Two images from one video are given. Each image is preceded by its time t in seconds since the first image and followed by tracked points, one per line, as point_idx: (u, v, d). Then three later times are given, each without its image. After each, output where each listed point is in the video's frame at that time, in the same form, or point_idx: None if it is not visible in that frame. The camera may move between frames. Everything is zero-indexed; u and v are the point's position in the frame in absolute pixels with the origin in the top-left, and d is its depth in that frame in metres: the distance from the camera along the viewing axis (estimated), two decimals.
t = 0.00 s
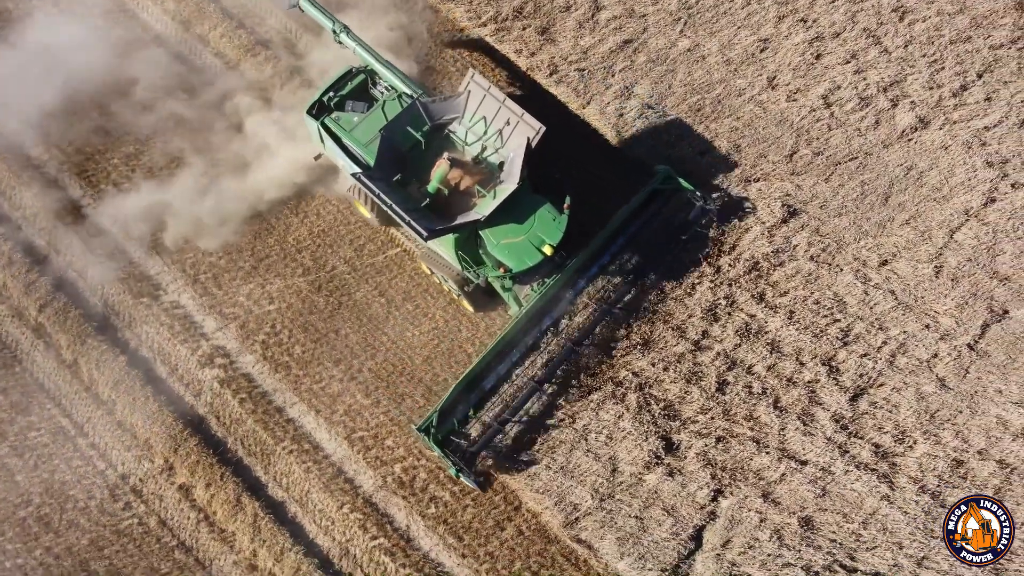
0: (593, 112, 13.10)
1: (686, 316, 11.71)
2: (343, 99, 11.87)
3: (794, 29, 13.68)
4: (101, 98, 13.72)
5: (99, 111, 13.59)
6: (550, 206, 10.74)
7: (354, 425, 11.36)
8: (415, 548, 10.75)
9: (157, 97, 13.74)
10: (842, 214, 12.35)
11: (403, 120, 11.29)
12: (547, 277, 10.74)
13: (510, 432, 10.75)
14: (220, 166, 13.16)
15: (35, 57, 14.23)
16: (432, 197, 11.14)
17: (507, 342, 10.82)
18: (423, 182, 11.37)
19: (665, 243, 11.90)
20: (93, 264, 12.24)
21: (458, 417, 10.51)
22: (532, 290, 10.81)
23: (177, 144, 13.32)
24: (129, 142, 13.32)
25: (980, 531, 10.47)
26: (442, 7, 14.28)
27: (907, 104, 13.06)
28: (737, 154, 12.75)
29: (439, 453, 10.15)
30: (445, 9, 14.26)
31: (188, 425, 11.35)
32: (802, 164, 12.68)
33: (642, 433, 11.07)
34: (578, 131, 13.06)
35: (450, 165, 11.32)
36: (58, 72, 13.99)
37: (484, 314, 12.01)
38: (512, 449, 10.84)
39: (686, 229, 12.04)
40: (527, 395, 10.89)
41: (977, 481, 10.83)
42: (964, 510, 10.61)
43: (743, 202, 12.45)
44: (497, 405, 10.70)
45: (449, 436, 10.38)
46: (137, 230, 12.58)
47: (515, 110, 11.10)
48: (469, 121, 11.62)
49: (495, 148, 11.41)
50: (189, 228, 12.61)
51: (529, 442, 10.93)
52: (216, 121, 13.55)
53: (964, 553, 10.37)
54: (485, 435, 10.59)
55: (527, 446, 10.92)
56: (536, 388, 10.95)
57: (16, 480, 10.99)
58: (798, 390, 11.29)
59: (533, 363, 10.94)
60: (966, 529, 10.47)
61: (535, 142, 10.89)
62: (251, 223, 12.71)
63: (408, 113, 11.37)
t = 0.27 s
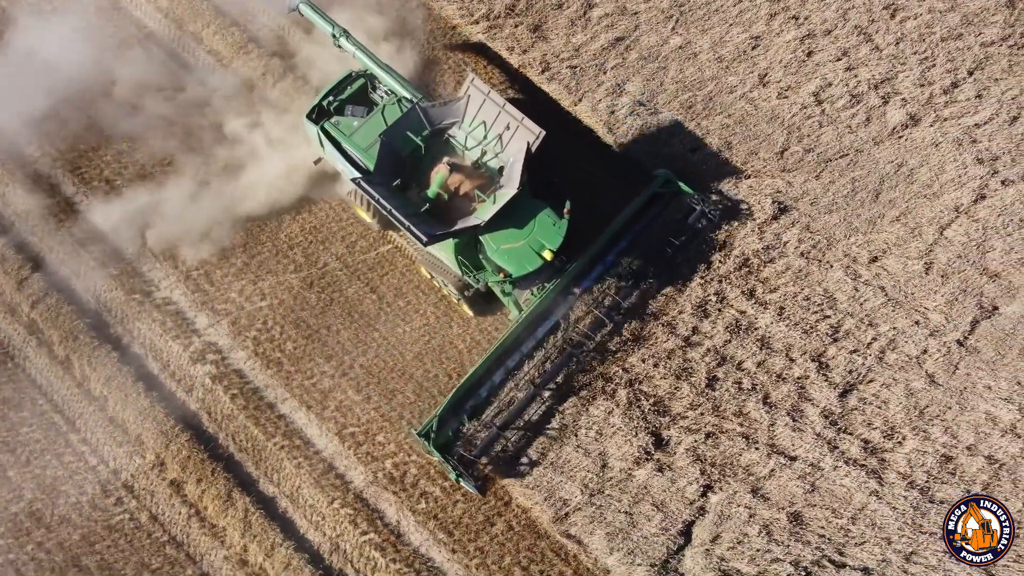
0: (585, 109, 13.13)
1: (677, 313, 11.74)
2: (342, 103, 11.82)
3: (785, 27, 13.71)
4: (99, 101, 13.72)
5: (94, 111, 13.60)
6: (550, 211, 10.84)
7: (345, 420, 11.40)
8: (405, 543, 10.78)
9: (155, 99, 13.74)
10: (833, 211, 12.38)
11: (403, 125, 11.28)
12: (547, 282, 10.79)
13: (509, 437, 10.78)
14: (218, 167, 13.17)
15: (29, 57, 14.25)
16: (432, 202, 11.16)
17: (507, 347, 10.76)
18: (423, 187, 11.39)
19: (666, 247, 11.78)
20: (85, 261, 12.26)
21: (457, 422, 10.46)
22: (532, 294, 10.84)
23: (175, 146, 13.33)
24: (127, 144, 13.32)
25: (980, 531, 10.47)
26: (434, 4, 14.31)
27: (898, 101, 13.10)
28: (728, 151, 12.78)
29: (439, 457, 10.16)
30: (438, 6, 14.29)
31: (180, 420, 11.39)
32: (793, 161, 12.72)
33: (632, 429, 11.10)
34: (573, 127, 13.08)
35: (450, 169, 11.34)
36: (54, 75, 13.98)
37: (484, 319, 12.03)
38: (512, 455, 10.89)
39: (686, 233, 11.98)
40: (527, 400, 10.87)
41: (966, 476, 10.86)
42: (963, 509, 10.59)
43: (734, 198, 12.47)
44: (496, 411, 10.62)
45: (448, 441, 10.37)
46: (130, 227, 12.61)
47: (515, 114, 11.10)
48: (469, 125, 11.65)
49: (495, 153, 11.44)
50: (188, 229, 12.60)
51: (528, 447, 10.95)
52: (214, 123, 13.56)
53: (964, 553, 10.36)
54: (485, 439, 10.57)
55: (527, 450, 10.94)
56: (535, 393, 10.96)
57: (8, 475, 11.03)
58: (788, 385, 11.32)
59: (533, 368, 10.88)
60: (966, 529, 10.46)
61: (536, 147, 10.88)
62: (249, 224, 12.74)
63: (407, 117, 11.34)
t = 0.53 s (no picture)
0: (576, 107, 13.17)
1: (666, 309, 11.77)
2: (342, 108, 12.00)
3: (776, 25, 13.75)
4: (94, 103, 13.70)
5: (86, 109, 13.62)
6: (549, 216, 10.85)
7: (336, 416, 11.43)
8: (394, 539, 10.81)
9: (151, 101, 13.75)
10: (822, 208, 12.42)
11: (402, 130, 11.34)
12: (546, 287, 10.85)
13: (508, 442, 10.83)
14: (216, 169, 13.19)
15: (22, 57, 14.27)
16: (430, 207, 11.19)
17: (506, 352, 10.88)
18: (422, 192, 11.39)
19: (664, 252, 11.92)
20: (76, 257, 12.29)
21: (457, 427, 10.55)
22: (531, 299, 10.90)
23: (171, 148, 13.33)
24: (124, 146, 13.31)
25: (979, 531, 10.47)
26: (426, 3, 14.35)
27: (888, 99, 13.13)
28: (718, 149, 12.81)
29: (439, 462, 10.24)
30: (430, 5, 14.35)
31: (171, 416, 11.41)
32: (783, 158, 12.75)
33: (621, 425, 11.13)
34: (563, 126, 13.06)
35: (449, 174, 11.35)
36: (49, 78, 13.96)
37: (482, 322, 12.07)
38: (512, 461, 10.87)
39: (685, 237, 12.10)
40: (527, 405, 10.93)
41: (954, 472, 10.89)
42: (961, 510, 10.60)
43: (724, 195, 12.50)
44: (495, 415, 10.75)
45: (448, 446, 10.45)
46: (121, 223, 12.63)
47: (514, 119, 11.13)
48: (468, 130, 11.67)
49: (495, 157, 11.40)
50: (184, 229, 12.63)
51: (527, 452, 10.94)
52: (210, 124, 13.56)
53: (963, 553, 10.33)
54: (485, 444, 10.64)
55: (526, 455, 10.93)
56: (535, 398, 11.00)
57: None
58: (777, 382, 11.36)
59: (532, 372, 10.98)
60: (964, 529, 10.46)
61: (534, 152, 10.96)
62: (248, 224, 12.76)
63: (407, 122, 11.37)
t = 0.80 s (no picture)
0: (567, 105, 13.20)
1: (657, 306, 11.78)
2: (340, 112, 11.92)
3: (768, 22, 13.77)
4: (92, 104, 13.68)
5: (79, 107, 13.64)
6: (548, 221, 10.89)
7: (327, 413, 11.46)
8: (384, 535, 10.84)
9: (148, 101, 13.74)
10: (813, 206, 12.44)
11: (400, 134, 11.34)
12: (545, 291, 10.88)
13: (507, 447, 10.75)
14: (215, 168, 13.22)
15: (15, 55, 14.31)
16: (429, 212, 11.20)
17: (505, 357, 10.88)
18: (421, 196, 11.36)
19: (664, 256, 11.86)
20: (69, 255, 12.33)
21: (455, 431, 10.57)
22: (530, 303, 10.93)
23: (170, 148, 13.35)
24: (122, 146, 13.29)
25: (981, 531, 10.49)
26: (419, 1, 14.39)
27: (880, 97, 13.16)
28: (709, 146, 12.84)
29: (438, 466, 10.20)
30: (423, 3, 14.40)
31: (162, 413, 11.44)
32: (774, 156, 12.77)
33: (610, 422, 11.14)
34: (555, 122, 13.20)
35: (448, 179, 11.26)
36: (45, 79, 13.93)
37: (482, 326, 12.02)
38: (510, 466, 10.87)
39: (685, 241, 12.01)
40: (526, 410, 10.85)
41: (942, 469, 10.92)
42: (963, 509, 10.61)
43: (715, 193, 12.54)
44: (494, 420, 10.68)
45: (446, 450, 10.46)
46: (114, 220, 12.66)
47: (512, 123, 11.01)
48: (467, 134, 11.57)
49: (493, 162, 11.30)
50: (177, 225, 12.67)
51: (525, 458, 10.91)
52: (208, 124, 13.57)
53: (964, 553, 10.39)
54: (484, 449, 10.57)
55: (524, 461, 10.90)
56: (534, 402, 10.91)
57: None
58: (766, 378, 11.38)
59: (531, 377, 10.91)
60: (966, 529, 10.49)
61: (532, 157, 10.85)
62: (248, 223, 12.76)
63: (405, 126, 11.37)
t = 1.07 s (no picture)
0: (557, 103, 13.23)
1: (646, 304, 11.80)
2: (338, 117, 12.00)
3: (757, 20, 13.80)
4: (89, 107, 13.66)
5: (70, 105, 13.67)
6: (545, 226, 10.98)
7: (316, 409, 11.49)
8: (372, 531, 10.86)
9: (146, 104, 13.73)
10: (802, 203, 12.47)
11: (398, 139, 11.35)
12: (543, 296, 10.82)
13: (504, 453, 10.71)
14: (213, 170, 13.24)
15: (7, 54, 14.34)
16: (427, 217, 11.19)
17: (503, 362, 10.78)
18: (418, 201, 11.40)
19: (662, 260, 11.75)
20: (60, 252, 12.35)
21: (453, 437, 10.46)
22: (529, 307, 10.83)
23: (168, 151, 13.34)
24: (112, 144, 13.32)
25: (981, 532, 10.47)
26: None
27: (869, 95, 13.19)
28: (699, 144, 12.86)
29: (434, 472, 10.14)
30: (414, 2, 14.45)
31: (151, 410, 11.47)
32: (763, 154, 12.80)
33: (598, 418, 11.17)
34: (545, 122, 13.14)
35: (445, 184, 11.31)
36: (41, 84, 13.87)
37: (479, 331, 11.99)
38: (507, 472, 10.80)
39: (684, 245, 11.92)
40: (523, 416, 10.78)
41: (929, 465, 10.94)
42: (964, 510, 10.61)
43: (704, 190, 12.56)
44: (492, 426, 10.64)
45: (443, 456, 10.34)
46: (105, 217, 12.69)
47: (510, 129, 11.16)
48: (464, 139, 11.66)
49: (491, 167, 11.42)
50: (168, 223, 12.71)
51: (522, 464, 10.86)
52: (205, 126, 13.58)
53: (965, 554, 10.36)
54: (481, 454, 10.54)
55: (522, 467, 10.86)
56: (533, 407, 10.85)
57: None
58: (754, 375, 11.41)
59: (529, 382, 10.87)
60: (966, 529, 10.48)
61: (530, 162, 11.03)
62: (248, 224, 12.78)
63: (403, 132, 11.38)
